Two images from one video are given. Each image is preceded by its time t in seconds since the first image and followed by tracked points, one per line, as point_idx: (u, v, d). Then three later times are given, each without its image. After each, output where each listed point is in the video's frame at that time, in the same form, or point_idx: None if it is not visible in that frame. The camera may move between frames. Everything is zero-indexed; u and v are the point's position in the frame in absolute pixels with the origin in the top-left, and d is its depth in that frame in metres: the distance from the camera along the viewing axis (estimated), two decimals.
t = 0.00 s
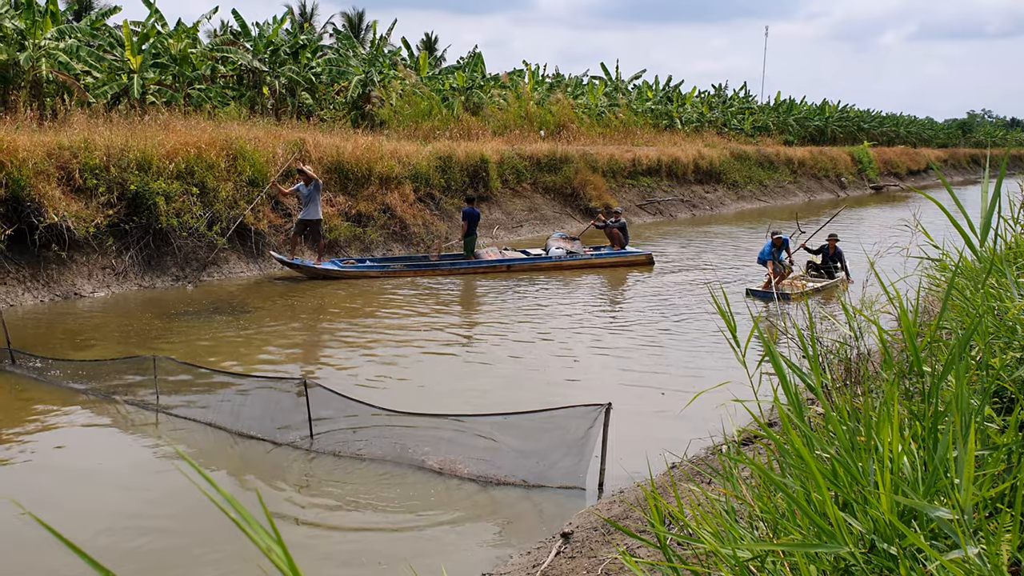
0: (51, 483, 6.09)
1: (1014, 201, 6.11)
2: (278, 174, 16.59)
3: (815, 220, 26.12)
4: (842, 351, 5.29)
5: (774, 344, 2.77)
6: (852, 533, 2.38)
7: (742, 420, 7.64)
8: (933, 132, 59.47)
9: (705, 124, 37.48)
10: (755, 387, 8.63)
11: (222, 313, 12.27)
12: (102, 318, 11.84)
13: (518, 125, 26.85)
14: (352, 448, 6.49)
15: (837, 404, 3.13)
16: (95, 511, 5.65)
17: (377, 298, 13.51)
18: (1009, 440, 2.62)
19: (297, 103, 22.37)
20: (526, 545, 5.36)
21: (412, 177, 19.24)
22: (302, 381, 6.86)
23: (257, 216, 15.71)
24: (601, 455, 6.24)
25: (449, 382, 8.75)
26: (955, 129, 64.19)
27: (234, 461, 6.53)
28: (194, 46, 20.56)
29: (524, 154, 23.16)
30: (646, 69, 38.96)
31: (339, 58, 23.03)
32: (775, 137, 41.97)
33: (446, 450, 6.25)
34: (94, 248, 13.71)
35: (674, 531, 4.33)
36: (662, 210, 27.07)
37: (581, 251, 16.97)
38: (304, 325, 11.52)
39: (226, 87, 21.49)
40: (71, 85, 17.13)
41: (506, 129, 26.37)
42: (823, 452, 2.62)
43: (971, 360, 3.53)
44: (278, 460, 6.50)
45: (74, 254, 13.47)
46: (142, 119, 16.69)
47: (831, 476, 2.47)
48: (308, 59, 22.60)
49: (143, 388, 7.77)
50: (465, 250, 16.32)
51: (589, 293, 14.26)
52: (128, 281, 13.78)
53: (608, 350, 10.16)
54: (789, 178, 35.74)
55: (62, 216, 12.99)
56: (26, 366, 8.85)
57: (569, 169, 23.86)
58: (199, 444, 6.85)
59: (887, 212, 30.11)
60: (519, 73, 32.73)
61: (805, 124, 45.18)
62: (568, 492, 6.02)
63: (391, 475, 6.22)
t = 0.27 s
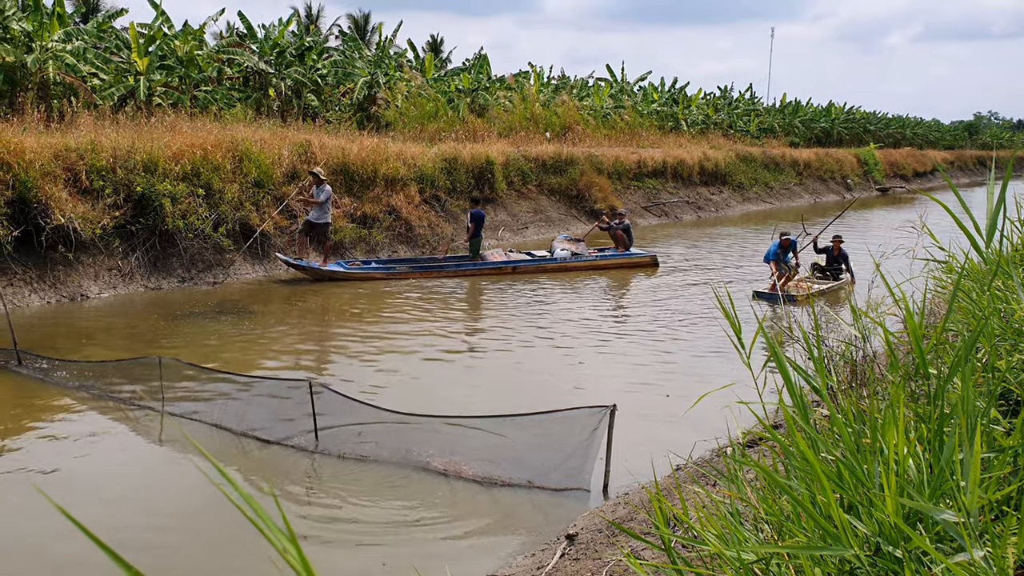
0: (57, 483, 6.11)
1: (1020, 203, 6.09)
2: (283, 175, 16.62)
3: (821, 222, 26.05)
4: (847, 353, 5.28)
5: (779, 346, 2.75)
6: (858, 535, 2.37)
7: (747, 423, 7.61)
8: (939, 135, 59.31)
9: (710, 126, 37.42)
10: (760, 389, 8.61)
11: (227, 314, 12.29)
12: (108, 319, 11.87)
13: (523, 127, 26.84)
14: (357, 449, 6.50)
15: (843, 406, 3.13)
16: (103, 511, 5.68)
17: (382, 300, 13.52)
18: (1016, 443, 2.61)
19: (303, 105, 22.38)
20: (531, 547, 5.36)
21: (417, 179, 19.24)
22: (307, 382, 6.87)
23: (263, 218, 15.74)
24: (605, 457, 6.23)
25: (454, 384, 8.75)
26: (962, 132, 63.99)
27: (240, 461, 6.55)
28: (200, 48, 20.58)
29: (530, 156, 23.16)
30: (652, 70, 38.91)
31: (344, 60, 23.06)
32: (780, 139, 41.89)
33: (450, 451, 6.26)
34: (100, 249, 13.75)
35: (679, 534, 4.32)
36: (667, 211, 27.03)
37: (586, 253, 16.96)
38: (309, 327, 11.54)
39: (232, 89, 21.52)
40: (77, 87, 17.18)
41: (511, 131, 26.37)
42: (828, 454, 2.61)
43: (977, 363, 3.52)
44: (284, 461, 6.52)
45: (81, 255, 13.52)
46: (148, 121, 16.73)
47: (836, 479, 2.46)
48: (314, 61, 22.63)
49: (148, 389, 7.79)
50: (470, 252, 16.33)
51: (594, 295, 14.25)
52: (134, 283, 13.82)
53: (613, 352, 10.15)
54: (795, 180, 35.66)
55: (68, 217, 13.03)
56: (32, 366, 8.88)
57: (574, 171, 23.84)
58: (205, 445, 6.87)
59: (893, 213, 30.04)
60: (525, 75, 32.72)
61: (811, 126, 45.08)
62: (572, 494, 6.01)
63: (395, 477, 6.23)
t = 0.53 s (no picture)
0: (60, 485, 6.12)
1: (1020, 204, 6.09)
2: (284, 176, 16.63)
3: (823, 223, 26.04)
4: (849, 354, 5.28)
5: (781, 346, 2.74)
6: (860, 537, 2.37)
7: (748, 423, 7.62)
8: (941, 136, 59.30)
9: (712, 126, 37.41)
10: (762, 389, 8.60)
11: (229, 315, 12.30)
12: (109, 320, 11.88)
13: (525, 127, 26.86)
14: (358, 450, 6.50)
15: (844, 407, 3.12)
16: (107, 514, 5.68)
17: (384, 300, 13.53)
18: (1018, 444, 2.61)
19: (305, 105, 22.37)
20: (533, 547, 5.36)
21: (419, 179, 19.25)
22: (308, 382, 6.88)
23: (264, 218, 15.76)
24: (607, 457, 6.23)
25: (456, 384, 8.75)
26: (963, 133, 63.99)
27: (242, 462, 6.56)
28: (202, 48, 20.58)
29: (531, 156, 23.18)
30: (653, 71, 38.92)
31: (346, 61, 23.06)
32: (782, 139, 41.89)
33: (451, 452, 6.26)
34: (102, 250, 13.77)
35: (681, 535, 4.31)
36: (669, 212, 27.03)
37: (588, 254, 16.96)
38: (310, 327, 11.55)
39: (234, 89, 21.54)
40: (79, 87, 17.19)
41: (512, 131, 26.39)
42: (830, 455, 2.61)
43: (979, 364, 3.52)
44: (286, 462, 6.52)
45: (83, 255, 13.53)
46: (150, 121, 16.75)
47: (838, 480, 2.46)
48: (316, 61, 22.65)
49: (150, 389, 7.80)
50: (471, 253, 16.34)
51: (595, 295, 14.25)
52: (136, 283, 13.84)
53: (615, 353, 10.15)
54: (796, 180, 35.66)
55: (70, 218, 13.04)
56: (33, 367, 8.89)
57: (576, 172, 23.85)
58: (207, 446, 6.88)
59: (895, 214, 30.06)
60: (526, 76, 32.72)
61: (813, 126, 45.08)
62: (573, 494, 6.01)
63: (397, 478, 6.23)
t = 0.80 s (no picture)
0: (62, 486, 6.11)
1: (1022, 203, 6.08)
2: (286, 175, 16.65)
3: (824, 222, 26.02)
4: (851, 354, 5.27)
5: (782, 347, 2.73)
6: (862, 536, 2.37)
7: (750, 422, 7.61)
8: (943, 135, 59.26)
9: (714, 126, 37.40)
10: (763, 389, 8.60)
11: (230, 314, 12.30)
12: (111, 319, 11.88)
13: (526, 127, 26.87)
14: (360, 449, 6.50)
15: (846, 407, 3.12)
16: (110, 514, 5.67)
17: (385, 300, 13.53)
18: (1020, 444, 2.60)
19: (307, 105, 22.36)
20: (534, 548, 5.36)
21: (421, 179, 19.24)
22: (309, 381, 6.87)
23: (266, 218, 15.77)
24: (608, 457, 6.23)
25: (457, 384, 8.75)
26: (965, 132, 63.92)
27: (243, 462, 6.56)
28: (204, 48, 20.59)
29: (533, 156, 23.18)
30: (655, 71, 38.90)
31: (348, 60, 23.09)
32: (783, 139, 41.86)
33: (452, 451, 6.26)
34: (104, 249, 13.78)
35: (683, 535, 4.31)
36: (671, 212, 27.03)
37: (589, 254, 16.96)
38: (311, 327, 11.55)
39: (236, 89, 21.57)
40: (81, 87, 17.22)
41: (514, 131, 26.40)
42: (832, 454, 2.60)
43: (981, 363, 3.52)
44: (287, 462, 6.53)
45: (84, 255, 13.55)
46: (152, 121, 16.76)
47: (839, 479, 2.46)
48: (317, 61, 22.65)
49: (151, 388, 7.80)
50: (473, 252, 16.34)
51: (596, 295, 14.25)
52: (137, 283, 13.86)
53: (617, 352, 10.14)
54: (798, 180, 35.63)
55: (72, 217, 13.05)
56: (35, 366, 8.90)
57: (577, 171, 23.85)
58: (208, 445, 6.89)
59: (896, 214, 30.04)
60: (528, 76, 32.73)
61: (815, 126, 45.05)
62: (574, 494, 6.01)
63: (398, 479, 6.23)
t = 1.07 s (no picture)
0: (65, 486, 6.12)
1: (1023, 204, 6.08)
2: (288, 175, 16.66)
3: (826, 223, 26.00)
4: (852, 355, 5.27)
5: (784, 348, 2.73)
6: (863, 537, 2.37)
7: (751, 423, 7.61)
8: (945, 136, 59.21)
9: (716, 127, 37.39)
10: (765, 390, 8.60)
11: (232, 314, 12.32)
12: (113, 319, 11.89)
13: (528, 127, 26.88)
14: (362, 449, 6.50)
15: (847, 408, 3.12)
16: (115, 515, 5.68)
17: (386, 300, 13.54)
18: (1021, 446, 2.60)
19: (309, 105, 22.26)
20: (535, 548, 5.36)
21: (423, 179, 19.25)
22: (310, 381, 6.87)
23: (268, 218, 15.78)
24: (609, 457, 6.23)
25: (458, 384, 8.75)
26: (967, 133, 63.85)
27: (245, 462, 6.57)
28: (206, 48, 20.61)
29: (535, 156, 23.18)
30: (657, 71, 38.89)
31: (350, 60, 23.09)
32: (785, 140, 41.82)
33: (454, 451, 6.26)
34: (106, 249, 13.80)
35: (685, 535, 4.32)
36: (672, 212, 27.02)
37: (591, 254, 16.96)
38: (313, 327, 11.55)
39: (238, 89, 21.59)
40: (84, 87, 17.24)
41: (516, 131, 26.41)
42: (833, 455, 2.60)
43: (982, 364, 3.53)
44: (289, 461, 6.54)
45: (87, 254, 13.56)
46: (154, 121, 16.77)
47: (840, 480, 2.46)
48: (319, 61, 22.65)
49: (153, 388, 7.81)
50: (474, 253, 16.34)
51: (598, 296, 14.25)
52: (139, 282, 13.87)
53: (618, 353, 10.14)
54: (800, 181, 35.61)
55: (74, 217, 13.06)
56: (37, 366, 8.91)
57: (579, 172, 23.84)
58: (210, 445, 6.89)
59: (898, 214, 30.02)
60: (529, 76, 32.73)
61: (817, 126, 45.02)
62: (576, 495, 6.02)
63: (399, 479, 6.23)
